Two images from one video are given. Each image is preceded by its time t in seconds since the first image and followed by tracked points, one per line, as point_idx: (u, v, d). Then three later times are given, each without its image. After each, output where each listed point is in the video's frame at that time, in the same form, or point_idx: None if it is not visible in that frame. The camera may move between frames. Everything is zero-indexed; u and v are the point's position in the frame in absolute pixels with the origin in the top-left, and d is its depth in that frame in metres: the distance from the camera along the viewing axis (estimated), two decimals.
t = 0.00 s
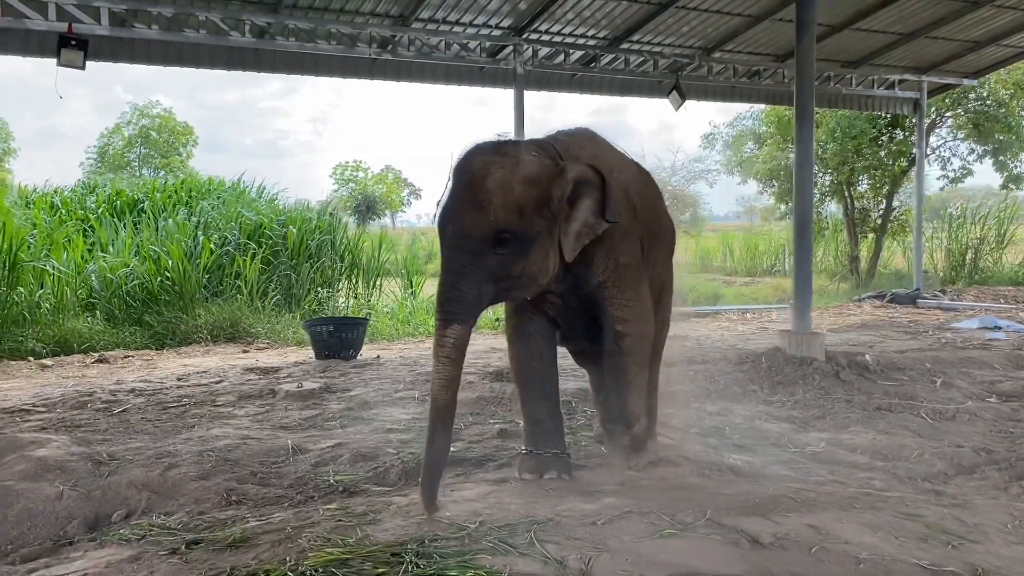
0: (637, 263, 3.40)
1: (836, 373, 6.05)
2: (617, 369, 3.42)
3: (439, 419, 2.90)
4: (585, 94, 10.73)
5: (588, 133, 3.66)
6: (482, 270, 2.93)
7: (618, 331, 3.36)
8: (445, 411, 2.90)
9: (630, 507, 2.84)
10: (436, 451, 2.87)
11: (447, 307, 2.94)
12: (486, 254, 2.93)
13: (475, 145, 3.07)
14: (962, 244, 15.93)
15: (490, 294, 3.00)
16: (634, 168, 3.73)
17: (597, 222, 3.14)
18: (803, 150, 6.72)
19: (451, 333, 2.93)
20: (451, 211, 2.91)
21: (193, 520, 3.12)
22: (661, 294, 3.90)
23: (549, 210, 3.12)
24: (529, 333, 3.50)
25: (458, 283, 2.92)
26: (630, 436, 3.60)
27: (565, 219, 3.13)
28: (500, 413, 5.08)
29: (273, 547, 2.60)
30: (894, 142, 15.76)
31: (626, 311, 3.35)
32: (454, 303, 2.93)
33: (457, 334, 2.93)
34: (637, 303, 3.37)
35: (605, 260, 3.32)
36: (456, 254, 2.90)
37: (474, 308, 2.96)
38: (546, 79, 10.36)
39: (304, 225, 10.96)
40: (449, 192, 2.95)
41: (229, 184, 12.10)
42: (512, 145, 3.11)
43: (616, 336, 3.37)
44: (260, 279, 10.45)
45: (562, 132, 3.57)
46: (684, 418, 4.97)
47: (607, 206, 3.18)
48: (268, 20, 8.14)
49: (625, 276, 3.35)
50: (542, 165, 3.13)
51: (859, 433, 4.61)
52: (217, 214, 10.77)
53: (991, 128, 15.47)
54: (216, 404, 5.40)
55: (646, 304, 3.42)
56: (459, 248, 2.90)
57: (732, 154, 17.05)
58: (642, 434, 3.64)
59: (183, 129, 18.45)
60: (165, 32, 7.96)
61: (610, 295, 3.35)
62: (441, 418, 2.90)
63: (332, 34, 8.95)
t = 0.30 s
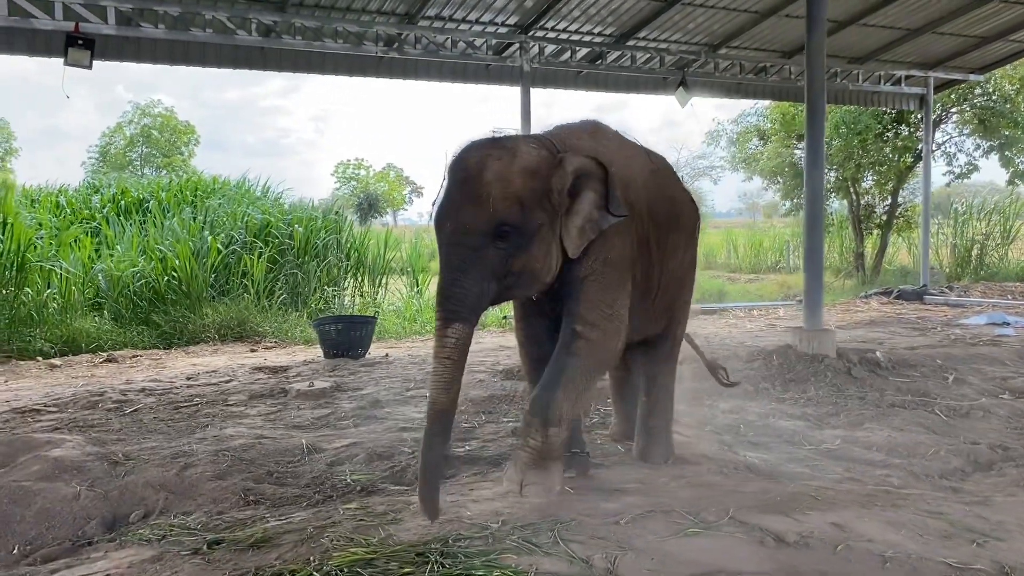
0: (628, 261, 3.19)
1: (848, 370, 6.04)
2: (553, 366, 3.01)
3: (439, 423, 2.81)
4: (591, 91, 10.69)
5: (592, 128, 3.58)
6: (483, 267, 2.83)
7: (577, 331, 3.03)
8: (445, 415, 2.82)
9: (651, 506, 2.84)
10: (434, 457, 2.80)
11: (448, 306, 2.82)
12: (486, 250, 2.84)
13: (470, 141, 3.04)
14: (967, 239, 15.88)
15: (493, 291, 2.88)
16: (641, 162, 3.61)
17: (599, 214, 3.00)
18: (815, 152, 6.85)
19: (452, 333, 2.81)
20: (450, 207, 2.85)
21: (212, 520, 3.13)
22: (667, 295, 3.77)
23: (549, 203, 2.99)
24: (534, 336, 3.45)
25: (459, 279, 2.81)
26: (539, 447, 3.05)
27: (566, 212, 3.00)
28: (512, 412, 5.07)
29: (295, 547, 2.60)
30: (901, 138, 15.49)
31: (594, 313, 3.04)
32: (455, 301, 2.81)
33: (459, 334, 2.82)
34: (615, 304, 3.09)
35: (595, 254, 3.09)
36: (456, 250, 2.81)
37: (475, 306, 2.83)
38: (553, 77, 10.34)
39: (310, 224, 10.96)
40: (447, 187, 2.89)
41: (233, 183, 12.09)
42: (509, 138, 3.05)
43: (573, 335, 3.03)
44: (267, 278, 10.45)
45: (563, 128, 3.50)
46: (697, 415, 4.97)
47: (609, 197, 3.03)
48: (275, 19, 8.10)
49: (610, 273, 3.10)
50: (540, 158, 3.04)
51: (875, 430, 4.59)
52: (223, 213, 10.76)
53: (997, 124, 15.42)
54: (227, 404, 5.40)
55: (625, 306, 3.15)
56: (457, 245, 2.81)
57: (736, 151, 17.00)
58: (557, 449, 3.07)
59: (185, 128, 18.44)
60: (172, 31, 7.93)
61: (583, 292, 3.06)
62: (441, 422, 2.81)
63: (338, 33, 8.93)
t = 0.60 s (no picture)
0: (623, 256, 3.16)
1: (856, 362, 6.07)
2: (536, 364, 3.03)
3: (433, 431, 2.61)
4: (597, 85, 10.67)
5: (593, 118, 3.54)
6: (484, 264, 2.73)
7: (561, 328, 3.03)
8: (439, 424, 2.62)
9: (668, 497, 2.87)
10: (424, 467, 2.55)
11: (449, 306, 2.71)
12: (487, 246, 2.74)
13: (464, 136, 2.93)
14: (972, 231, 15.86)
15: (495, 289, 2.80)
16: (647, 153, 3.56)
17: (598, 206, 2.96)
18: (822, 139, 6.86)
19: (453, 334, 2.70)
20: (445, 204, 2.74)
21: (232, 512, 3.17)
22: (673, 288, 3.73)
23: (548, 196, 2.93)
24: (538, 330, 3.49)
25: (459, 278, 2.71)
26: (526, 455, 2.99)
27: (566, 206, 2.96)
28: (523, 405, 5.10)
29: (317, 538, 2.65)
30: (905, 130, 15.52)
31: (581, 309, 3.03)
32: (456, 301, 2.71)
33: (461, 334, 2.70)
34: (602, 300, 3.07)
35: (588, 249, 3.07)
36: (454, 249, 2.71)
37: (477, 304, 2.74)
38: (558, 70, 10.33)
39: (316, 219, 10.99)
40: (442, 182, 2.77)
41: (238, 178, 12.11)
42: (504, 132, 2.96)
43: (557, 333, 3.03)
44: (274, 273, 10.49)
45: (562, 119, 3.44)
46: (708, 407, 4.99)
47: (609, 188, 2.98)
48: (282, 14, 8.10)
49: (601, 269, 3.09)
50: (537, 151, 2.97)
51: (885, 421, 4.61)
52: (230, 208, 10.80)
53: (1001, 116, 15.39)
54: (239, 398, 5.43)
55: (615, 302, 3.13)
56: (457, 243, 2.71)
57: (740, 144, 16.95)
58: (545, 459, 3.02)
59: (187, 123, 18.45)
60: (179, 27, 7.93)
61: (571, 287, 3.05)
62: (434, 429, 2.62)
63: (345, 27, 8.93)
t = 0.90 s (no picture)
0: (620, 249, 3.16)
1: (863, 354, 6.12)
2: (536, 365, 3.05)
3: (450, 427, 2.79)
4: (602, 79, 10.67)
5: (589, 109, 3.56)
6: (472, 255, 2.82)
7: (559, 327, 3.03)
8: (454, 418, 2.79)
9: (681, 489, 2.93)
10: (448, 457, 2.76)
11: (438, 301, 2.79)
12: (475, 237, 2.82)
13: (455, 124, 3.02)
14: (976, 223, 15.84)
15: (484, 281, 2.88)
16: (645, 145, 3.56)
17: (591, 197, 2.96)
18: (828, 132, 6.92)
19: (444, 331, 2.79)
20: (435, 194, 2.84)
21: (251, 506, 3.24)
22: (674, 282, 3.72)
23: (539, 186, 2.98)
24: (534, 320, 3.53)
25: (448, 270, 2.80)
26: (540, 452, 3.05)
27: (557, 196, 2.98)
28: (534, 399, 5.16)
29: (337, 530, 2.71)
30: (910, 121, 15.46)
31: (576, 306, 3.04)
32: (445, 293, 2.79)
33: (452, 331, 2.79)
34: (599, 294, 3.07)
35: (583, 243, 3.08)
36: (442, 240, 2.79)
37: (466, 296, 2.82)
38: (563, 64, 10.33)
39: (322, 214, 11.04)
40: (431, 171, 2.87)
41: (244, 174, 12.15)
42: (495, 120, 3.04)
43: (554, 332, 3.05)
44: (282, 269, 10.54)
45: (559, 109, 3.48)
46: (717, 400, 5.04)
47: (601, 178, 2.98)
48: (288, 10, 8.10)
49: (597, 262, 3.09)
50: (529, 140, 3.03)
51: (893, 413, 4.65)
52: (237, 203, 10.84)
53: (1006, 107, 15.37)
54: (251, 392, 5.49)
55: (613, 296, 3.12)
56: (446, 233, 2.79)
57: (745, 137, 16.90)
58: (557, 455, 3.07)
59: (191, 119, 18.47)
60: (187, 23, 7.93)
61: (567, 283, 3.06)
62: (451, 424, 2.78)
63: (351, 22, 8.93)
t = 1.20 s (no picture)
0: (613, 243, 3.12)
1: (870, 347, 6.16)
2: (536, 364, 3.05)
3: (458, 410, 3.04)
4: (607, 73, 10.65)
5: (581, 100, 3.47)
6: (461, 249, 2.81)
7: (555, 325, 3.02)
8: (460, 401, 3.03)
9: (690, 481, 2.97)
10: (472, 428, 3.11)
11: (427, 297, 2.81)
12: (464, 230, 2.81)
13: (443, 112, 2.98)
14: (982, 215, 15.80)
15: (472, 275, 2.89)
16: (638, 139, 3.49)
17: (580, 189, 2.95)
18: (835, 123, 6.95)
19: (437, 327, 2.85)
20: (422, 185, 2.80)
21: (266, 499, 3.30)
22: (667, 278, 3.67)
23: (529, 178, 2.95)
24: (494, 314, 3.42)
25: (436, 265, 2.79)
26: (550, 446, 3.07)
27: (547, 188, 2.96)
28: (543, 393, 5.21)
29: (352, 523, 2.78)
30: (915, 113, 15.42)
31: (571, 302, 3.02)
32: (434, 289, 2.80)
33: (444, 328, 2.86)
34: (592, 289, 3.05)
35: (575, 237, 3.06)
36: (431, 233, 2.78)
37: (454, 291, 2.83)
38: (569, 58, 10.33)
39: (329, 209, 11.08)
40: (419, 161, 2.84)
41: (249, 170, 12.20)
42: (485, 110, 3.00)
43: (551, 330, 3.03)
44: (289, 264, 10.59)
45: (552, 96, 3.42)
46: (724, 393, 5.08)
47: (592, 170, 2.97)
48: (294, 6, 8.11)
49: (590, 257, 3.06)
50: (519, 132, 3.00)
51: (900, 405, 4.68)
52: (244, 199, 10.91)
53: (1012, 98, 15.31)
54: (262, 387, 5.55)
55: (606, 291, 3.09)
56: (434, 226, 2.77)
57: (751, 130, 16.85)
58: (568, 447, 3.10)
59: (195, 114, 18.49)
60: (194, 20, 7.95)
61: (560, 279, 3.05)
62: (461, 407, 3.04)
63: (357, 17, 8.93)
